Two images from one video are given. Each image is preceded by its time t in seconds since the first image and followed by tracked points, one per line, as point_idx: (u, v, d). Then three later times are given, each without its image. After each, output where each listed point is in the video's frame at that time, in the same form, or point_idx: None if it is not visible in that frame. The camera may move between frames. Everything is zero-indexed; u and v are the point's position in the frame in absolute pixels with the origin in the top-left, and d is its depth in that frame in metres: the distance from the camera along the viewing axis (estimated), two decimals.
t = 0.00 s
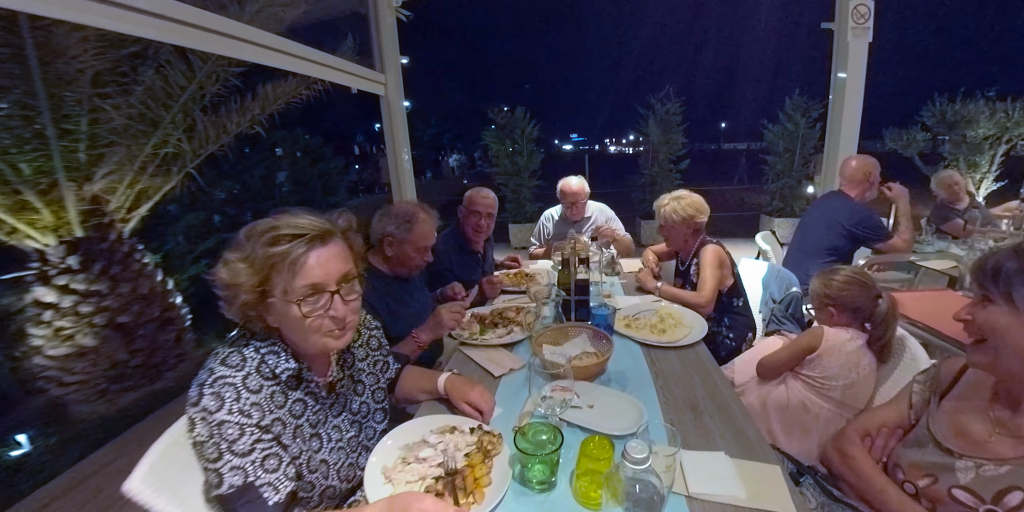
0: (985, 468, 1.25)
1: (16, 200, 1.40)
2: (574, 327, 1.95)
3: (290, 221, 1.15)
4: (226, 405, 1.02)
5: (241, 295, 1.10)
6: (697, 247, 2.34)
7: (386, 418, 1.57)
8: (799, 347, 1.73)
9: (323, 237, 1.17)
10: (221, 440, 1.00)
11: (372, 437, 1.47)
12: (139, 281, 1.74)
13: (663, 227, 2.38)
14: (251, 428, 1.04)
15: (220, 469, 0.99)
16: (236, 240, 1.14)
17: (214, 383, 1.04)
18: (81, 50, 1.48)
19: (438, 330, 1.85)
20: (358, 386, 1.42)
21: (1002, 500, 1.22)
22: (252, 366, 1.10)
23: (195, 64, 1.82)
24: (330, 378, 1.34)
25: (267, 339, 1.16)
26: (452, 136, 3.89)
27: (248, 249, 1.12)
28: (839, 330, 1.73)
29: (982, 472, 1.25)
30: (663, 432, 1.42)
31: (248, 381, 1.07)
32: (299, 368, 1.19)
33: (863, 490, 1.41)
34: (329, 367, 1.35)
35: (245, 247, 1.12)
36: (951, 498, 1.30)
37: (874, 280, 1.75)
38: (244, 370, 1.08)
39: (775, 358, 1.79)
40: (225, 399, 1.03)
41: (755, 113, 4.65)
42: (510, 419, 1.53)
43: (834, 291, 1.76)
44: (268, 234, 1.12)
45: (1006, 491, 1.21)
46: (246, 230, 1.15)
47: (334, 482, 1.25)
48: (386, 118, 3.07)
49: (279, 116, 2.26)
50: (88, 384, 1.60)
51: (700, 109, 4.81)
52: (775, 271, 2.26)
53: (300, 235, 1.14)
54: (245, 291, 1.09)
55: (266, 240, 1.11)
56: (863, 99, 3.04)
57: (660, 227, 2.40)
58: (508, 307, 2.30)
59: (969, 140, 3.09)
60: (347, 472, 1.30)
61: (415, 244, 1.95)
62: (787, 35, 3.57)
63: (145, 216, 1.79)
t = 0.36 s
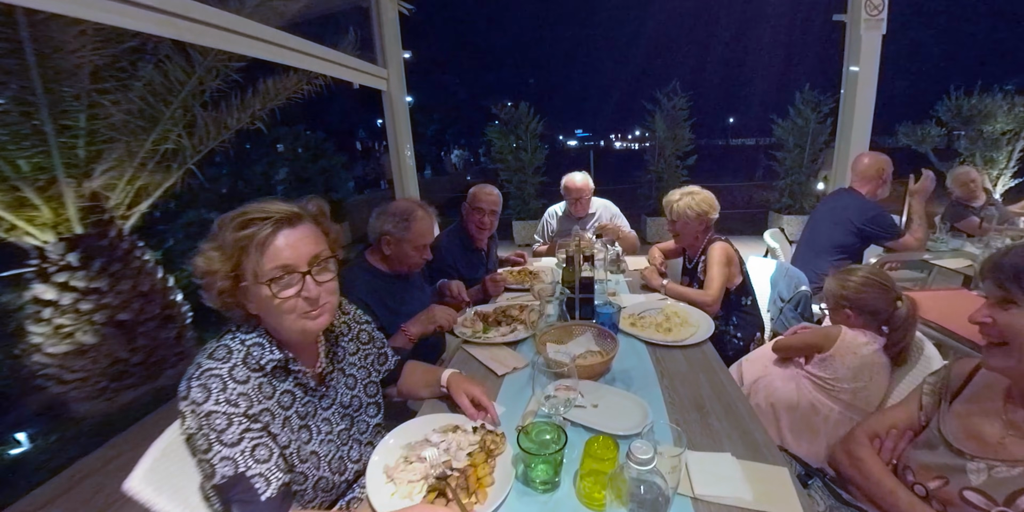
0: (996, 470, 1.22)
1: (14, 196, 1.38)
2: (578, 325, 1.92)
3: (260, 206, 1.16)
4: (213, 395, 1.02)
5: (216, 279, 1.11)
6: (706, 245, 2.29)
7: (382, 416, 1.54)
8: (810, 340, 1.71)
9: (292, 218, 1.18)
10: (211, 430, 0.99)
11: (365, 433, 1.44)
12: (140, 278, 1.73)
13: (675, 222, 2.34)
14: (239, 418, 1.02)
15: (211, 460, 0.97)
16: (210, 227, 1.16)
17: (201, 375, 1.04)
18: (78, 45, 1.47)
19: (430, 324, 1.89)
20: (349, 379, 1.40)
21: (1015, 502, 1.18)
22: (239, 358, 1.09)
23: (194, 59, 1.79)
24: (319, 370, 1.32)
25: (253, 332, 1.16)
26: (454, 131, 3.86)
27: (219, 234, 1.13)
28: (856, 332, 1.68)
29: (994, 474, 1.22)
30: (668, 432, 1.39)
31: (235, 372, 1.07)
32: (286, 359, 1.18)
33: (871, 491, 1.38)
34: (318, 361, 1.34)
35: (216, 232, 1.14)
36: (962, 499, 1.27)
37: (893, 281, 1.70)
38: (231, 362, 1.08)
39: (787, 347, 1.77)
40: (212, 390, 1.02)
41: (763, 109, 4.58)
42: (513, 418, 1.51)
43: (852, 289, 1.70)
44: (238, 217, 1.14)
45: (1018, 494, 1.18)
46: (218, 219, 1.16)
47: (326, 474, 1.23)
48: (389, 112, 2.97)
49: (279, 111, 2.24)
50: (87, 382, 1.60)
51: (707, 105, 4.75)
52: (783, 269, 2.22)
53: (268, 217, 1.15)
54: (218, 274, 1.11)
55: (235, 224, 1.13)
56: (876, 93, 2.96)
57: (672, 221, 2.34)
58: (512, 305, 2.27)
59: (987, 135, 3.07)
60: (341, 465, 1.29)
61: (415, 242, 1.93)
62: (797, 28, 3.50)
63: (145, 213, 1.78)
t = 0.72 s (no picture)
0: (1014, 476, 1.18)
1: (12, 193, 1.36)
2: (582, 324, 1.89)
3: (263, 199, 1.15)
4: (210, 399, 1.01)
5: (226, 276, 1.08)
6: (718, 242, 2.26)
7: (383, 416, 1.51)
8: (818, 345, 1.69)
9: (299, 210, 1.18)
10: (207, 434, 0.98)
11: (367, 434, 1.41)
12: (140, 275, 1.73)
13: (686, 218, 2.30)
14: (236, 421, 1.01)
15: (208, 465, 0.97)
16: (210, 224, 1.13)
17: (198, 378, 1.03)
18: (77, 40, 1.45)
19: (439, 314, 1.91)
20: (350, 379, 1.38)
21: None
22: (236, 361, 1.08)
23: (195, 54, 1.79)
24: (319, 369, 1.31)
25: (250, 335, 1.13)
26: (457, 127, 3.84)
27: (226, 229, 1.10)
28: (869, 333, 1.64)
29: (1011, 480, 1.18)
30: (674, 432, 1.36)
31: (233, 375, 1.06)
32: (286, 363, 1.16)
33: (879, 495, 1.36)
34: (317, 361, 1.32)
35: (220, 228, 1.11)
36: (977, 505, 1.23)
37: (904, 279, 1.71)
38: (228, 364, 1.06)
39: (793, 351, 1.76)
40: (209, 394, 1.01)
41: (772, 104, 4.52)
42: (517, 416, 1.49)
43: (869, 294, 1.68)
44: (245, 211, 1.12)
45: None
46: (218, 214, 1.13)
47: (326, 476, 1.21)
48: (391, 109, 2.94)
49: (281, 106, 2.22)
50: (88, 381, 1.59)
51: (714, 100, 4.69)
52: (792, 267, 2.17)
53: (275, 210, 1.14)
54: (229, 271, 1.08)
55: (242, 218, 1.10)
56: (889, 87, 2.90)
57: (694, 214, 2.28)
58: (516, 303, 2.25)
59: (1004, 130, 3.00)
60: (344, 466, 1.27)
61: (417, 239, 1.90)
62: (808, 21, 3.45)
63: (145, 209, 1.76)
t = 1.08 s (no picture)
0: None
1: (13, 189, 1.34)
2: (588, 322, 1.86)
3: (277, 197, 1.13)
4: (207, 400, 0.99)
5: (252, 275, 1.06)
6: (728, 240, 2.22)
7: (383, 414, 1.49)
8: (834, 349, 1.61)
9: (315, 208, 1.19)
10: (204, 436, 0.96)
11: (366, 433, 1.39)
12: (141, 272, 1.73)
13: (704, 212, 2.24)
14: (234, 423, 0.99)
15: (205, 468, 0.95)
16: (224, 221, 1.08)
17: (194, 379, 1.01)
18: (75, 33, 1.43)
19: (443, 314, 1.87)
20: (348, 379, 1.35)
21: None
22: (233, 362, 1.06)
23: (195, 48, 1.77)
24: (317, 368, 1.28)
25: (247, 337, 1.12)
26: (459, 122, 3.82)
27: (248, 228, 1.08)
28: (875, 331, 1.60)
29: None
30: (680, 432, 1.33)
31: (230, 376, 1.04)
32: (283, 364, 1.14)
33: (891, 498, 1.34)
34: (315, 361, 1.29)
35: (239, 226, 1.07)
36: None
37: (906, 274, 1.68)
38: (225, 366, 1.04)
39: (809, 363, 1.65)
40: (206, 396, 0.99)
41: (782, 98, 4.45)
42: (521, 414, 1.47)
43: (877, 287, 1.64)
44: (266, 209, 1.10)
45: None
46: (231, 213, 1.09)
47: (326, 476, 1.19)
48: (393, 104, 2.99)
49: (281, 102, 2.18)
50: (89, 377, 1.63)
51: (721, 94, 4.63)
52: (802, 265, 2.13)
53: (296, 209, 1.14)
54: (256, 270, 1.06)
55: (265, 217, 1.09)
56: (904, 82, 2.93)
57: (706, 210, 2.23)
58: (519, 300, 2.22)
59: None
60: (344, 465, 1.25)
61: (421, 236, 1.88)
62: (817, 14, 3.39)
63: (146, 206, 1.75)
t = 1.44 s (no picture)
0: None
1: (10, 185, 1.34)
2: (593, 320, 1.83)
3: (322, 199, 1.15)
4: (209, 397, 0.97)
5: (311, 275, 1.07)
6: (735, 237, 2.17)
7: (385, 412, 1.45)
8: (845, 349, 1.57)
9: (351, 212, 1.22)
10: (207, 434, 0.95)
11: (369, 429, 1.36)
12: (142, 269, 1.75)
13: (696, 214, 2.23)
14: (237, 420, 0.98)
15: (208, 466, 0.94)
16: (279, 218, 1.06)
17: (197, 376, 0.99)
18: (73, 27, 1.42)
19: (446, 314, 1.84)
20: (349, 376, 1.32)
21: None
22: (235, 359, 1.04)
23: (195, 43, 1.74)
24: (319, 365, 1.26)
25: (249, 334, 1.09)
26: (463, 117, 3.79)
27: (308, 227, 1.08)
28: (885, 331, 1.56)
29: None
30: (686, 432, 1.30)
31: (232, 373, 1.02)
32: (284, 361, 1.13)
33: (903, 503, 1.31)
34: (317, 358, 1.26)
35: (297, 225, 1.07)
36: None
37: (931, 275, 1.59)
38: (227, 362, 1.03)
39: (820, 361, 1.62)
40: (208, 392, 0.97)
41: (792, 93, 4.38)
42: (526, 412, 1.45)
43: (901, 285, 1.56)
44: (318, 211, 1.12)
45: None
46: (281, 213, 1.07)
47: (328, 474, 1.17)
48: (396, 99, 3.05)
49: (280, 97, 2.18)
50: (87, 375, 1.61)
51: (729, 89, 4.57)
52: (812, 263, 2.08)
53: (341, 211, 1.17)
54: (316, 270, 1.07)
55: (321, 218, 1.11)
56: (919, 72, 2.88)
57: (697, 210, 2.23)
58: (524, 298, 2.19)
59: None
60: (346, 462, 1.23)
61: (424, 233, 1.85)
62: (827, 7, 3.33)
63: (147, 202, 1.72)
